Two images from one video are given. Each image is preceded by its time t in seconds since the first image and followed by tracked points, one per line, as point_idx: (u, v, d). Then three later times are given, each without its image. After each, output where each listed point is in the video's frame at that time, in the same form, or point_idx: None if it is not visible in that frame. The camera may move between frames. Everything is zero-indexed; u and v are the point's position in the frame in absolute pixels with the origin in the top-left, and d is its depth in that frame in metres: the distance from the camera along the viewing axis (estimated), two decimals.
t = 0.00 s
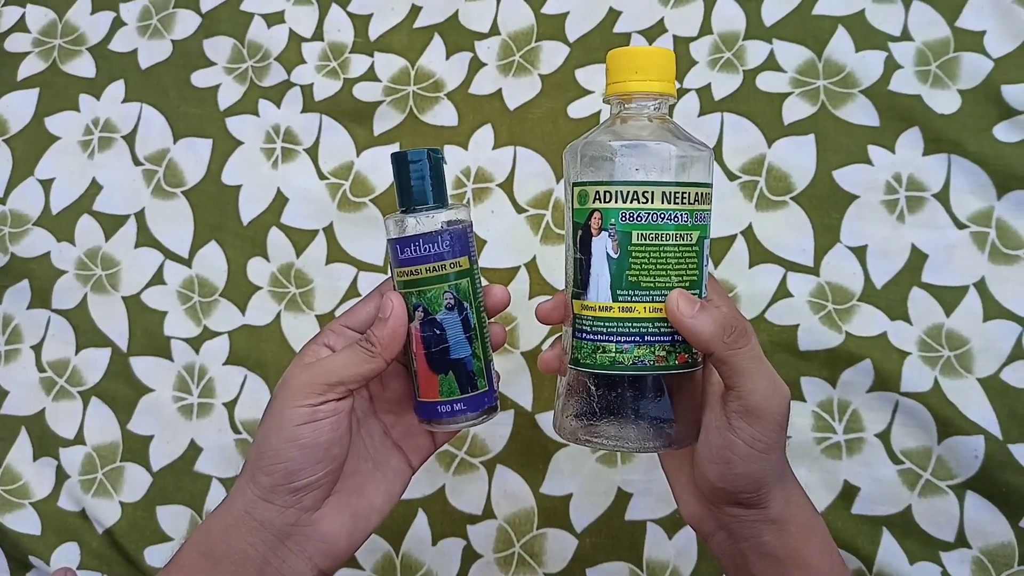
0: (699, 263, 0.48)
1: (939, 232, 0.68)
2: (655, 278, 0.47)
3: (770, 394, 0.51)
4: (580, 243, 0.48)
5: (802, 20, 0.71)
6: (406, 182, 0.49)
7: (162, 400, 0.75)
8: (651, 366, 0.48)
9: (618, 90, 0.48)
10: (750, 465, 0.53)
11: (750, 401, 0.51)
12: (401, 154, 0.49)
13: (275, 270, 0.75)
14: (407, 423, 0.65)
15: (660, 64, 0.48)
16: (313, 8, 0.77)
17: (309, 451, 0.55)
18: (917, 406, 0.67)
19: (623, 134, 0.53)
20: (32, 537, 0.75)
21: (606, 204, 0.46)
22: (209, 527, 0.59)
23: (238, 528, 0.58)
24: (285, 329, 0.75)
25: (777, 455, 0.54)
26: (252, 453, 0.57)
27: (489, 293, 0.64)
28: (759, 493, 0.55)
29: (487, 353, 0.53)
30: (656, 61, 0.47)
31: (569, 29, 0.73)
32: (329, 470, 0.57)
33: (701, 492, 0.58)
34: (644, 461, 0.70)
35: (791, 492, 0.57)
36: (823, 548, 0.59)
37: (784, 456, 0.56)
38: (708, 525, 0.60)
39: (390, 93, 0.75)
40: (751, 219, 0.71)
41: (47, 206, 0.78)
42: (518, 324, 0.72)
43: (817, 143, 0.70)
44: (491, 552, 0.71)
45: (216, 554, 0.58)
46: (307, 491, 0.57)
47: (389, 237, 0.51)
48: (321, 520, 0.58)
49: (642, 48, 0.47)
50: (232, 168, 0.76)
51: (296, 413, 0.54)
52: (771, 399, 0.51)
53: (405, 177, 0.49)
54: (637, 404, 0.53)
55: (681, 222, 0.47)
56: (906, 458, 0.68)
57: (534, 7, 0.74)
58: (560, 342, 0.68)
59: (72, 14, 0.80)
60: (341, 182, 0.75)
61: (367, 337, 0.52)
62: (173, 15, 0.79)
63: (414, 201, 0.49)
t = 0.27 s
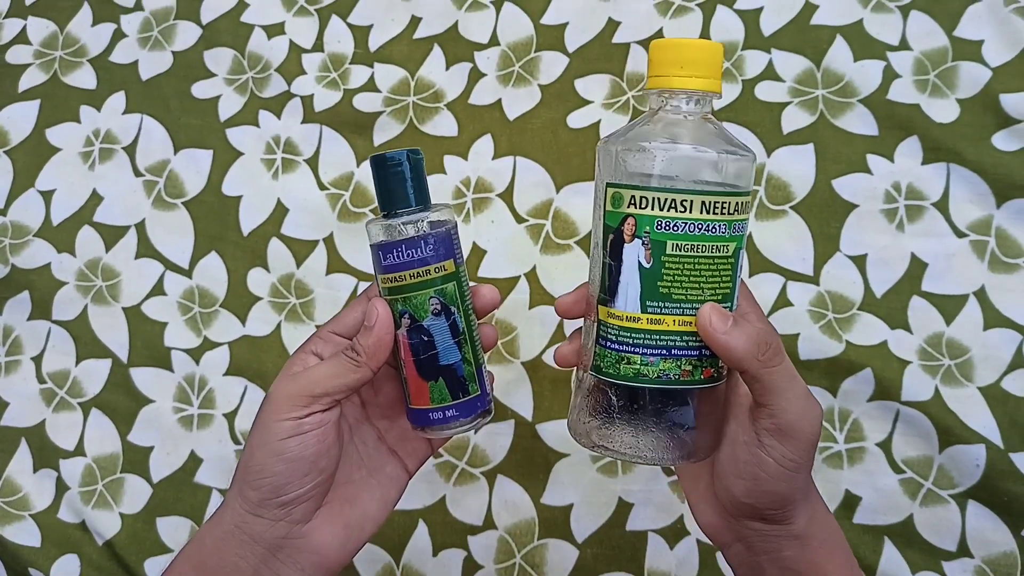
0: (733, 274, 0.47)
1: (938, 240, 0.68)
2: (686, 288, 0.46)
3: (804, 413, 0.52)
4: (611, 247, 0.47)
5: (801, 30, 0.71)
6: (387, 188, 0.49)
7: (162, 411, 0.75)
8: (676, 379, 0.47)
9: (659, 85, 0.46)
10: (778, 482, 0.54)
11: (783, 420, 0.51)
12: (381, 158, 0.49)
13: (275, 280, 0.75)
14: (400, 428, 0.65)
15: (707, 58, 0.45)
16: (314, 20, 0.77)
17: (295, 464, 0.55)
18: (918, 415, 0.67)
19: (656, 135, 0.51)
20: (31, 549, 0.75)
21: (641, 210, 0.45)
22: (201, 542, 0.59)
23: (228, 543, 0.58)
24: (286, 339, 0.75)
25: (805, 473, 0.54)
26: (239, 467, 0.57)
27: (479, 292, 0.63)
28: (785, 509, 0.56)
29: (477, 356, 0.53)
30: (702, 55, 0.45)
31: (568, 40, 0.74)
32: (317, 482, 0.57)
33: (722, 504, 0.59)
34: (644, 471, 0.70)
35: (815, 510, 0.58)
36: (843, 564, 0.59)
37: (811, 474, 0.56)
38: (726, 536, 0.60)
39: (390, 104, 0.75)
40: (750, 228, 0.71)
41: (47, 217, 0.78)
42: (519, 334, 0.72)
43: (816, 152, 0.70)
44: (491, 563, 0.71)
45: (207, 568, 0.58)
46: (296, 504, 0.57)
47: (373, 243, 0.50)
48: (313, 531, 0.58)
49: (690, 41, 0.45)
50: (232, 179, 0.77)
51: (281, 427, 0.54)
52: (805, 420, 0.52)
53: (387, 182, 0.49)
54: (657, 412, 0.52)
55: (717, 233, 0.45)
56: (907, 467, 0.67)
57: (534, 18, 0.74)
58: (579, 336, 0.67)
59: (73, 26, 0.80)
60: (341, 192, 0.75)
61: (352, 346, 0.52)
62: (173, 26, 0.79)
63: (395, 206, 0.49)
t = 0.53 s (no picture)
0: (696, 281, 0.48)
1: (939, 245, 0.68)
2: (652, 296, 0.47)
3: (769, 408, 0.51)
4: (577, 262, 0.48)
5: (801, 36, 0.71)
6: (404, 200, 0.50)
7: (162, 416, 0.75)
8: (649, 384, 0.48)
9: (614, 111, 0.48)
10: (751, 481, 0.53)
11: (748, 416, 0.51)
12: (399, 172, 0.49)
13: (276, 285, 0.75)
14: (410, 438, 0.65)
15: (657, 84, 0.48)
16: (315, 26, 0.77)
17: (311, 466, 0.55)
18: (920, 421, 0.67)
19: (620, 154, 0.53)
20: (32, 554, 0.75)
21: (603, 224, 0.46)
22: (213, 544, 0.59)
23: (241, 545, 0.57)
24: (287, 344, 0.75)
25: (777, 470, 0.54)
26: (253, 469, 0.57)
27: (489, 306, 0.64)
28: (761, 508, 0.55)
29: (488, 366, 0.53)
30: (651, 81, 0.47)
31: (569, 46, 0.74)
32: (331, 486, 0.57)
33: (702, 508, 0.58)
34: (645, 476, 0.69)
35: (792, 507, 0.57)
36: (826, 562, 0.59)
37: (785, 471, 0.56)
38: (710, 541, 0.60)
39: (391, 110, 0.76)
40: (751, 233, 0.71)
41: (48, 222, 0.78)
42: (520, 339, 0.72)
43: (817, 157, 0.70)
44: (492, 568, 0.71)
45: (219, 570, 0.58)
46: (310, 507, 0.56)
47: (388, 254, 0.51)
48: (324, 535, 0.58)
49: (640, 69, 0.47)
50: (233, 184, 0.77)
51: (298, 429, 0.54)
52: (770, 414, 0.51)
53: (404, 196, 0.49)
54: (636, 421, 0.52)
55: (676, 241, 0.47)
56: (909, 472, 0.67)
57: (535, 24, 0.75)
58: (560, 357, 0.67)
59: (75, 32, 0.80)
60: (342, 198, 0.76)
61: (369, 352, 0.53)
62: (175, 32, 0.79)
63: (412, 218, 0.50)
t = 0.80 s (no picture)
0: (685, 287, 0.48)
1: (939, 246, 0.68)
2: (641, 302, 0.47)
3: (761, 412, 0.50)
4: (567, 269, 0.48)
5: (801, 36, 0.71)
6: (406, 201, 0.49)
7: (162, 417, 0.75)
8: (640, 390, 0.48)
9: (602, 118, 0.48)
10: (744, 485, 0.53)
11: (740, 421, 0.50)
12: (400, 173, 0.49)
13: (275, 286, 0.75)
14: (410, 440, 0.65)
15: (644, 90, 0.47)
16: (314, 26, 0.77)
17: (312, 468, 0.55)
18: (920, 421, 0.67)
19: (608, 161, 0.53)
20: (31, 555, 0.75)
21: (591, 231, 0.47)
22: (215, 546, 0.59)
23: (243, 547, 0.57)
24: (286, 345, 0.75)
25: (771, 474, 0.53)
26: (255, 471, 0.57)
27: (491, 305, 0.63)
28: (755, 512, 0.55)
29: (490, 368, 0.53)
30: (639, 87, 0.47)
31: (569, 46, 0.74)
32: (332, 488, 0.57)
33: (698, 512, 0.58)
34: (645, 477, 0.69)
35: (787, 509, 0.57)
36: (821, 563, 0.59)
37: (779, 473, 0.55)
38: (707, 545, 0.60)
39: (390, 110, 0.75)
40: (751, 234, 0.71)
41: (47, 223, 0.78)
42: (519, 340, 0.72)
43: (817, 158, 0.70)
44: (492, 569, 0.71)
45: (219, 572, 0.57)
46: (311, 509, 0.56)
47: (390, 254, 0.51)
48: (325, 537, 0.58)
49: (626, 75, 0.47)
50: (232, 185, 0.77)
51: (299, 431, 0.54)
52: (761, 419, 0.50)
53: (405, 196, 0.49)
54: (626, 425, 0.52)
55: (664, 247, 0.47)
56: (909, 473, 0.67)
57: (534, 24, 0.74)
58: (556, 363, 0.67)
59: (73, 32, 0.80)
60: (341, 198, 0.75)
61: (370, 354, 0.53)
62: (174, 32, 0.79)
63: (413, 219, 0.49)
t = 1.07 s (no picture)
0: (652, 289, 0.48)
1: (939, 246, 0.68)
2: (607, 307, 0.47)
3: (729, 408, 0.50)
4: (537, 280, 0.49)
5: (802, 36, 0.71)
6: (419, 205, 0.49)
7: (162, 416, 0.75)
8: (612, 392, 0.48)
9: (567, 133, 0.49)
10: (722, 481, 0.53)
11: (707, 419, 0.50)
12: (416, 177, 0.49)
13: (275, 286, 0.75)
14: (411, 442, 0.65)
15: (607, 103, 0.48)
16: (315, 26, 0.77)
17: (317, 465, 0.55)
18: (920, 422, 0.67)
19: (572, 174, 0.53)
20: (31, 554, 0.75)
21: (555, 241, 0.47)
22: (215, 542, 0.59)
23: (244, 542, 0.57)
24: (286, 345, 0.75)
25: (750, 470, 0.53)
26: (260, 466, 0.57)
27: (500, 309, 0.65)
28: (739, 509, 0.54)
29: (497, 371, 0.53)
30: (602, 101, 0.48)
31: (569, 46, 0.74)
32: (336, 486, 0.57)
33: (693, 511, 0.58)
34: (645, 477, 0.69)
35: (775, 505, 0.56)
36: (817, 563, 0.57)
37: (761, 468, 0.54)
38: (706, 544, 0.60)
39: (391, 110, 0.75)
40: (751, 234, 0.71)
41: (48, 222, 0.78)
42: (520, 340, 0.73)
43: (817, 158, 0.70)
44: (491, 569, 0.71)
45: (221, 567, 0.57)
46: (314, 505, 0.56)
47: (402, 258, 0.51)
48: (326, 534, 0.58)
49: (586, 90, 0.48)
50: (232, 184, 0.77)
51: (307, 427, 0.54)
52: (727, 414, 0.50)
53: (419, 200, 0.49)
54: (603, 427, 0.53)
55: (625, 252, 0.47)
56: (909, 474, 0.67)
57: (535, 24, 0.75)
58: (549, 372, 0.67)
59: (74, 32, 0.80)
60: (341, 198, 0.75)
61: (379, 353, 0.53)
62: (175, 32, 0.79)
63: (426, 223, 0.49)
